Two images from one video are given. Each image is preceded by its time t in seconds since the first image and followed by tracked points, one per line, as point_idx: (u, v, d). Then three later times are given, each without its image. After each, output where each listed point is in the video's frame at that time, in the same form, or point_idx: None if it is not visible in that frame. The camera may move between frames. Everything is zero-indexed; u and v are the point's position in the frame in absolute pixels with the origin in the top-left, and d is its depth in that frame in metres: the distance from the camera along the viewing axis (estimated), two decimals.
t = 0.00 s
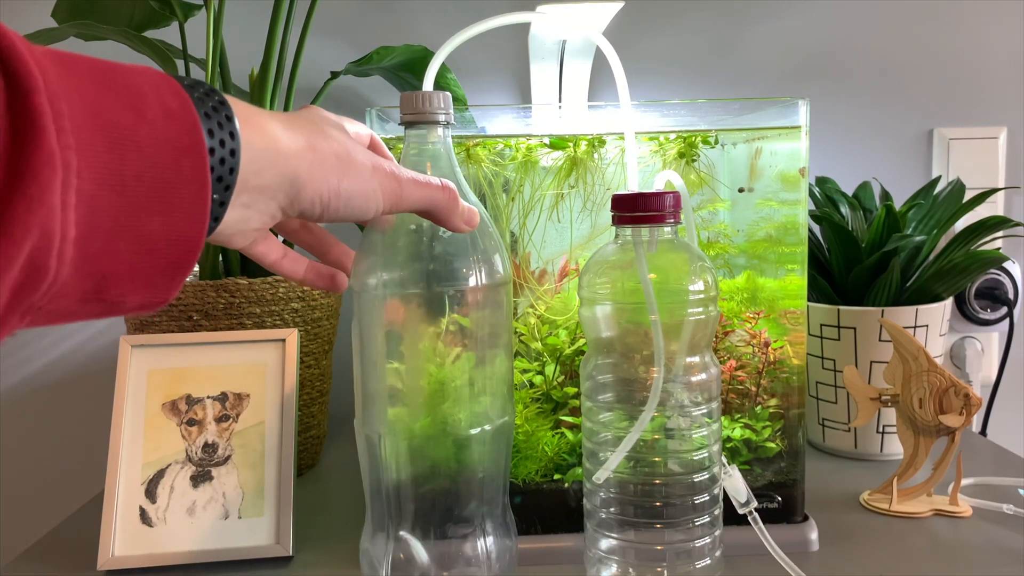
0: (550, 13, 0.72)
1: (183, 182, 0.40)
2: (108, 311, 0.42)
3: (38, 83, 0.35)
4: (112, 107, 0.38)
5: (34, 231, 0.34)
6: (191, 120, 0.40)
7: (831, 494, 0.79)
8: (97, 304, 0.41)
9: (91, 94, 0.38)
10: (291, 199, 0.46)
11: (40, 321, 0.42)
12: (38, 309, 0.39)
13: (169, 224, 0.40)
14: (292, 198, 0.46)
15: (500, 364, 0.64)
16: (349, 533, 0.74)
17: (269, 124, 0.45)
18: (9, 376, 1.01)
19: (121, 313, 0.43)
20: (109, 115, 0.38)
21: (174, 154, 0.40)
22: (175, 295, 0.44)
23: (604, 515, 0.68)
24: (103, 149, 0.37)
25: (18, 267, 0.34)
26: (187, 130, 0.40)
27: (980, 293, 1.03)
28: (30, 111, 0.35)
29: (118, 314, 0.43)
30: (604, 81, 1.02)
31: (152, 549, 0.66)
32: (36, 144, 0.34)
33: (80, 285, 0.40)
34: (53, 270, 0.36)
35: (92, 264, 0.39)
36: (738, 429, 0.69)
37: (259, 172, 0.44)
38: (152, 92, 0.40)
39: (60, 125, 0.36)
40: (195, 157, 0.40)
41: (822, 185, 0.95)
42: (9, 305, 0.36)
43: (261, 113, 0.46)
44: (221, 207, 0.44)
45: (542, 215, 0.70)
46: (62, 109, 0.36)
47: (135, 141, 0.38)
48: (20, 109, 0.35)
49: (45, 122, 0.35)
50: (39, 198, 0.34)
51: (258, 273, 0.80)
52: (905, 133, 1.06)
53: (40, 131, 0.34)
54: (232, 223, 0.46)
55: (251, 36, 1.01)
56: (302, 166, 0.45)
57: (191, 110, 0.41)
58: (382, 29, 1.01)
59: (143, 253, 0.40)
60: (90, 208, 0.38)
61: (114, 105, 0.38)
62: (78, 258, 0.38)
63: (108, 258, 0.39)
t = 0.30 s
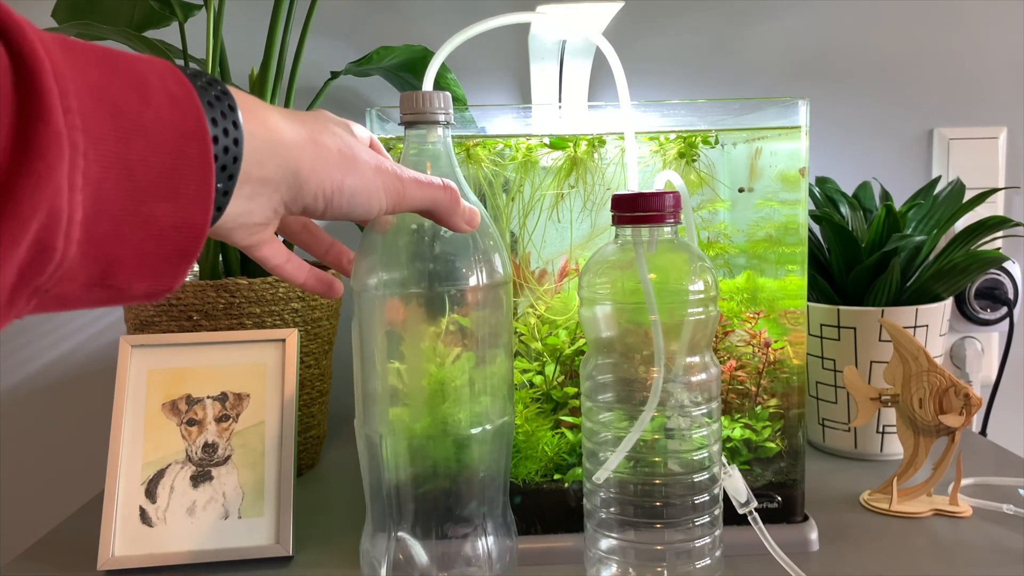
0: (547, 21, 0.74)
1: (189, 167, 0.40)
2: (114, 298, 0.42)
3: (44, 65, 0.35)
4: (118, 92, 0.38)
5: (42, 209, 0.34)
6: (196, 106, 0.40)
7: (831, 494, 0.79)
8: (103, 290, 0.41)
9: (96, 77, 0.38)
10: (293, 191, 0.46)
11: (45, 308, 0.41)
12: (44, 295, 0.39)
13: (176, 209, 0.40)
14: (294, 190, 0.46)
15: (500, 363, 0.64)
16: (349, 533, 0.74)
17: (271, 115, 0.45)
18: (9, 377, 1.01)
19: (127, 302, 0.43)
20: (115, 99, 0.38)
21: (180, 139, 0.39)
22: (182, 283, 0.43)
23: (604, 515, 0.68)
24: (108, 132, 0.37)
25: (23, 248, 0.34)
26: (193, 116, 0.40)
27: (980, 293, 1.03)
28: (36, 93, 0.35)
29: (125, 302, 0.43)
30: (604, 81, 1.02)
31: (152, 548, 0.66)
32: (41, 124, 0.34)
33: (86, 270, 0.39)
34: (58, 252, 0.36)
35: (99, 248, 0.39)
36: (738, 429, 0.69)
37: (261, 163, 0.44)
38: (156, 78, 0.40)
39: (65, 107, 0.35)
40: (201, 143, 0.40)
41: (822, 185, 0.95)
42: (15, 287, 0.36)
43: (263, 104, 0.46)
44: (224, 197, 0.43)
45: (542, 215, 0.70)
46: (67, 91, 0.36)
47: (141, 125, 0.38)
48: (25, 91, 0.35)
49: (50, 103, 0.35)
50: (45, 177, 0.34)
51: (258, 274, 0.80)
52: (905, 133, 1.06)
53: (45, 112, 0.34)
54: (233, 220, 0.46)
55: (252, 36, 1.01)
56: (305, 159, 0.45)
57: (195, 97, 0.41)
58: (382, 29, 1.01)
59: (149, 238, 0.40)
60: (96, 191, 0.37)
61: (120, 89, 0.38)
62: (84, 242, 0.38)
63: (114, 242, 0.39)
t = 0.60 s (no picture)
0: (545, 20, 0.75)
1: (175, 156, 0.40)
2: (107, 285, 0.42)
3: (26, 53, 0.35)
4: (101, 80, 0.38)
5: (28, 192, 0.35)
6: (180, 94, 0.40)
7: (831, 494, 0.79)
8: (94, 278, 0.41)
9: (79, 66, 0.38)
10: (285, 175, 0.44)
11: (41, 295, 0.42)
12: (37, 280, 0.40)
13: (163, 198, 0.40)
14: (286, 176, 0.44)
15: (500, 363, 0.65)
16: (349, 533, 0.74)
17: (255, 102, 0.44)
18: (9, 377, 1.01)
19: (120, 287, 0.43)
20: (98, 87, 0.38)
21: (165, 127, 0.39)
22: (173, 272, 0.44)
23: (605, 515, 0.69)
24: (93, 120, 0.37)
25: (9, 231, 0.35)
26: (178, 104, 0.40)
27: (980, 293, 1.03)
28: (17, 80, 0.35)
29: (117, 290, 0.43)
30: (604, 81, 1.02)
31: (152, 548, 0.66)
32: (24, 111, 0.35)
33: (77, 257, 0.40)
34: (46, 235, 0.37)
35: (87, 234, 0.39)
36: (738, 429, 0.69)
37: (251, 152, 0.43)
38: (141, 68, 0.40)
39: (48, 94, 0.36)
40: (186, 131, 0.40)
41: (821, 185, 0.95)
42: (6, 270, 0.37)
43: (247, 94, 0.44)
44: (216, 184, 0.42)
45: (542, 215, 0.70)
46: (50, 79, 0.36)
47: (124, 113, 0.38)
48: (7, 78, 0.35)
49: (32, 91, 0.35)
50: (29, 162, 0.34)
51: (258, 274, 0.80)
52: (905, 133, 1.06)
53: (27, 100, 0.35)
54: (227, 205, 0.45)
55: (252, 36, 1.01)
56: (293, 145, 0.43)
57: (179, 85, 0.40)
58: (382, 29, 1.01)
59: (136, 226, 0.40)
60: (82, 179, 0.37)
61: (103, 77, 0.38)
62: (72, 229, 0.38)
63: (102, 230, 0.39)
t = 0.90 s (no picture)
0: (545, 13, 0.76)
1: (144, 87, 0.40)
2: (82, 225, 0.42)
3: None
4: (66, 10, 0.38)
5: None
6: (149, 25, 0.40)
7: (831, 494, 0.79)
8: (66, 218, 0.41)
9: None
10: (270, 112, 0.46)
11: (12, 236, 0.41)
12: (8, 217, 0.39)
13: (136, 131, 0.40)
14: (271, 110, 0.46)
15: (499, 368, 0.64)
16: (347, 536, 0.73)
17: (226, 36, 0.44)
18: (9, 377, 1.01)
19: (95, 230, 0.43)
20: (63, 17, 0.38)
21: (135, 57, 0.39)
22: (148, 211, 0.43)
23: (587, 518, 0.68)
24: (57, 50, 0.37)
25: None
26: (147, 35, 0.40)
27: (980, 293, 1.03)
28: None
29: (91, 230, 0.43)
30: (604, 82, 1.02)
31: (153, 549, 0.66)
32: None
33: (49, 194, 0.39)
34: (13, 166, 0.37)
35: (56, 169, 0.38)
36: (738, 429, 0.69)
37: (229, 84, 0.44)
38: None
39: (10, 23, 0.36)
40: (155, 62, 0.40)
41: (822, 185, 0.95)
42: None
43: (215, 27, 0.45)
44: (196, 118, 0.43)
45: (542, 215, 0.70)
46: (12, 8, 0.36)
47: (91, 43, 0.38)
48: None
49: None
50: None
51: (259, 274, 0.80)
52: (905, 133, 1.06)
53: None
54: (216, 144, 0.48)
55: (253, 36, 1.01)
56: (269, 72, 0.45)
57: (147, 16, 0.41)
58: (383, 30, 1.01)
59: (108, 159, 0.40)
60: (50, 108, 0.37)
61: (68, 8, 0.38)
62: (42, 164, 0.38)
63: (73, 165, 0.39)
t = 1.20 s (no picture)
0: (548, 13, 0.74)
1: (123, 141, 0.42)
2: (60, 276, 0.45)
3: None
4: (44, 70, 0.41)
5: None
6: (128, 79, 0.43)
7: (831, 494, 0.79)
8: (47, 269, 0.44)
9: (22, 55, 0.40)
10: (260, 155, 0.49)
11: None
12: None
13: (113, 185, 0.43)
14: (261, 154, 0.49)
15: (502, 363, 0.64)
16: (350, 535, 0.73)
17: (220, 83, 0.47)
18: (8, 378, 1.01)
19: (76, 280, 0.46)
20: (42, 77, 0.40)
21: (112, 113, 0.42)
22: (128, 257, 0.46)
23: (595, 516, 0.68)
24: (37, 113, 0.40)
25: None
26: (125, 90, 0.43)
27: (980, 293, 1.03)
28: None
29: (71, 281, 0.46)
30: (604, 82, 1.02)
31: (153, 549, 0.66)
32: None
33: (26, 249, 0.42)
34: None
35: (36, 223, 0.41)
36: (738, 429, 0.69)
37: (215, 132, 0.47)
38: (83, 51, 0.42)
39: None
40: (135, 115, 0.43)
41: (822, 185, 0.95)
42: None
43: (213, 73, 0.48)
44: (176, 168, 0.46)
45: (542, 215, 0.70)
46: None
47: (69, 101, 0.41)
48: None
49: None
50: None
51: (259, 273, 0.80)
52: (905, 133, 1.06)
53: None
54: (201, 188, 0.51)
55: (252, 36, 1.01)
56: (257, 120, 0.47)
57: (125, 69, 0.43)
58: (383, 30, 1.01)
59: (88, 212, 0.42)
60: (28, 168, 0.40)
61: (46, 67, 0.41)
62: (22, 221, 0.41)
63: (51, 219, 0.42)
